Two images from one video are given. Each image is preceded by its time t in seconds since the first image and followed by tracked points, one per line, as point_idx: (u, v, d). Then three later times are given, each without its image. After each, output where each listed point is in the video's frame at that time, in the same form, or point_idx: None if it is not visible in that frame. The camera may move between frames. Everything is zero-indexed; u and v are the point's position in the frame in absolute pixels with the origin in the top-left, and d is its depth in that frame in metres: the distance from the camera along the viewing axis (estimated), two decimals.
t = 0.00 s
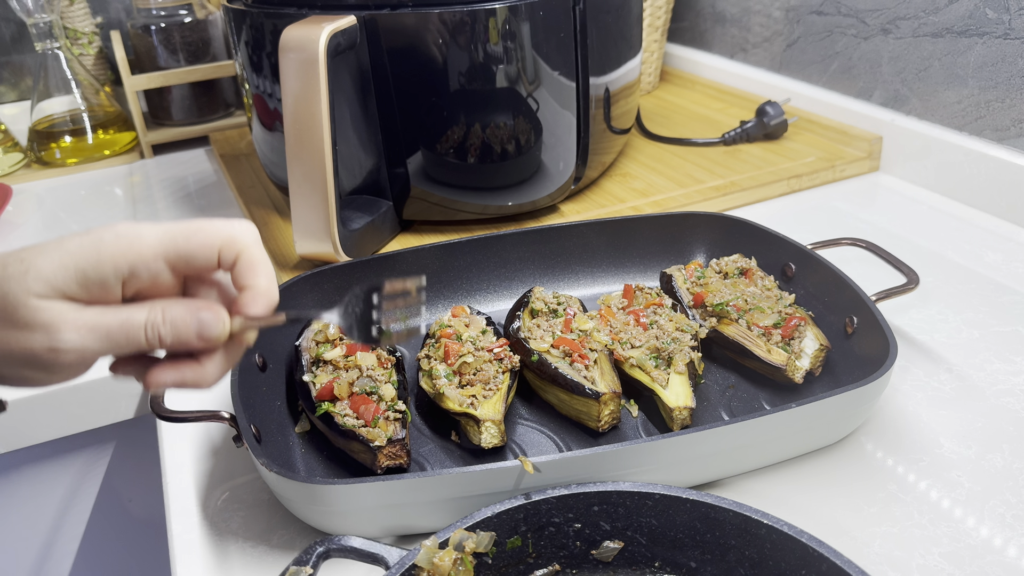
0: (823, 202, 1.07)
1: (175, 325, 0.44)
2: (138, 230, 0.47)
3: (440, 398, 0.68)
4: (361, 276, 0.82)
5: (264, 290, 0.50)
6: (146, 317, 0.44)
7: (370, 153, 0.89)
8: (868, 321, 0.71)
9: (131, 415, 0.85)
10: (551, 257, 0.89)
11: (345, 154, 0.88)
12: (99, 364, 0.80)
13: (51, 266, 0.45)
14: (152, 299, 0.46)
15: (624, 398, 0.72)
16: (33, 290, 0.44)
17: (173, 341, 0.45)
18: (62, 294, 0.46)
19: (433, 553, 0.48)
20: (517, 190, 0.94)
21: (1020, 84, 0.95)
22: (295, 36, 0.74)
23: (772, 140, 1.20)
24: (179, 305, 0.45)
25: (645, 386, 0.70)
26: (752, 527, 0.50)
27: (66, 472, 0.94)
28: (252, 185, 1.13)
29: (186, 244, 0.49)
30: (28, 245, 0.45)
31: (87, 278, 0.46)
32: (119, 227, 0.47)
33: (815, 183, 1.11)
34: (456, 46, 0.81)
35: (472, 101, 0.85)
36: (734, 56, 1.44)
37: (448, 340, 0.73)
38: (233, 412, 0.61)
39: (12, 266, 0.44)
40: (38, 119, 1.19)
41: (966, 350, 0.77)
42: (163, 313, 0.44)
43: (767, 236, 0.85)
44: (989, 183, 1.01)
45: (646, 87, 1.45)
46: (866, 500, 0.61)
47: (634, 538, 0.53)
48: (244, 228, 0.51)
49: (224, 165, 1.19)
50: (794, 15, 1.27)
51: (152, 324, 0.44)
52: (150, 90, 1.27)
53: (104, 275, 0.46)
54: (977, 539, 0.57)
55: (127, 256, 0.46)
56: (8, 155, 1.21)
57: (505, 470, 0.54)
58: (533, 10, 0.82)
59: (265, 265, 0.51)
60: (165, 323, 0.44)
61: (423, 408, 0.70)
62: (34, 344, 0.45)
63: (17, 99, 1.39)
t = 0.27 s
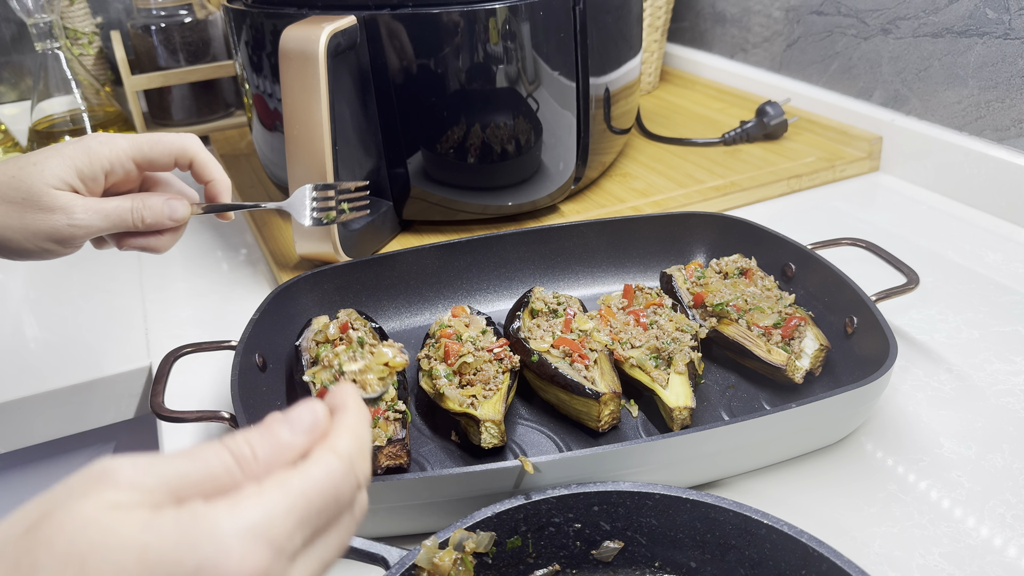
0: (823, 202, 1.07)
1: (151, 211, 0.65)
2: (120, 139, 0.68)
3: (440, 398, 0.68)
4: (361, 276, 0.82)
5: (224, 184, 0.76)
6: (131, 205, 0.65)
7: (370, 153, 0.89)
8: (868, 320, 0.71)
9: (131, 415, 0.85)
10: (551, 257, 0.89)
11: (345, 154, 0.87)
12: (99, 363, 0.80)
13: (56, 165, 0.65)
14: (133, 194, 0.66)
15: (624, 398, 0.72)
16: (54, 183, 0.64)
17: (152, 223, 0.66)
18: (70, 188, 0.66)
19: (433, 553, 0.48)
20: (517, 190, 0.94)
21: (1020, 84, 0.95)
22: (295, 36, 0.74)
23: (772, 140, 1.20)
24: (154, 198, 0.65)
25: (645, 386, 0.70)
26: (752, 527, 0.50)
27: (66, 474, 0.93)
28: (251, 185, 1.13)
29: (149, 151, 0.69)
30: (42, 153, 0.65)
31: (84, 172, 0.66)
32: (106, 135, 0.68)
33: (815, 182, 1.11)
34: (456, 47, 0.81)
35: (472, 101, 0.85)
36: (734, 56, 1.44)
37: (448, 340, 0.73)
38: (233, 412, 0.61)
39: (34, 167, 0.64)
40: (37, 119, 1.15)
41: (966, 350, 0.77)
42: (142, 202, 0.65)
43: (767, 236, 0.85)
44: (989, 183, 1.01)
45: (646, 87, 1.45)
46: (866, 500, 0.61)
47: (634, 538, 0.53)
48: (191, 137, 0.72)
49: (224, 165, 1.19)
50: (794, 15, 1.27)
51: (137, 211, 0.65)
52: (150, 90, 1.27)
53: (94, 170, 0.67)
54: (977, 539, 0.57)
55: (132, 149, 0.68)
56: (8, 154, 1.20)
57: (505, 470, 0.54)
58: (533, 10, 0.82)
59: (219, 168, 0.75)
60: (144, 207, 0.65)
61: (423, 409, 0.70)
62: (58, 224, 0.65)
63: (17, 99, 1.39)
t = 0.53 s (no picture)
0: (823, 202, 1.07)
1: (112, 242, 0.59)
2: (79, 162, 0.61)
3: (440, 398, 0.68)
4: (362, 275, 0.82)
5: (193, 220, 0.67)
6: (91, 237, 0.59)
7: (370, 153, 0.89)
8: (868, 320, 0.71)
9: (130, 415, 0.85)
10: (551, 257, 0.89)
11: (345, 154, 0.88)
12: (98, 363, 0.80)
13: (9, 187, 0.59)
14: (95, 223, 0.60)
15: (624, 398, 0.72)
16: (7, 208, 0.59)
17: (111, 255, 0.59)
18: (24, 213, 0.60)
19: (433, 553, 0.48)
20: (517, 190, 0.94)
21: (1020, 84, 0.95)
22: (295, 36, 0.74)
23: (772, 140, 1.20)
24: (117, 227, 0.59)
25: (645, 386, 0.70)
26: (752, 527, 0.50)
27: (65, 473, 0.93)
28: (252, 185, 1.13)
29: (111, 181, 0.61)
30: None
31: (39, 197, 0.60)
32: (66, 157, 0.60)
33: (815, 183, 1.11)
34: (456, 47, 0.81)
35: (472, 102, 0.85)
36: (734, 56, 1.44)
37: (448, 340, 0.73)
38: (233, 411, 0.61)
39: None
40: (38, 119, 1.15)
41: (966, 350, 0.77)
42: (103, 232, 0.58)
43: (767, 236, 0.85)
44: (989, 184, 1.01)
45: (646, 87, 1.45)
46: (866, 500, 0.61)
47: (634, 538, 0.53)
48: (158, 168, 0.63)
49: (224, 165, 1.19)
50: (794, 15, 1.27)
51: (96, 241, 0.59)
52: (150, 90, 1.27)
53: (50, 195, 0.60)
54: (977, 539, 0.57)
55: (91, 178, 0.61)
56: (8, 154, 1.20)
57: (505, 470, 0.54)
58: (533, 10, 0.82)
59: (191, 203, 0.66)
60: (103, 239, 0.59)
61: (423, 409, 0.70)
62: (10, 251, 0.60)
63: (17, 99, 1.39)
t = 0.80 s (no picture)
0: (823, 202, 1.07)
1: (97, 287, 0.60)
2: (66, 205, 0.58)
3: (440, 398, 0.68)
4: (362, 275, 0.82)
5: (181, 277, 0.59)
6: (75, 282, 0.60)
7: (370, 153, 0.89)
8: (868, 320, 0.71)
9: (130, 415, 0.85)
10: (551, 257, 0.89)
11: (344, 154, 0.88)
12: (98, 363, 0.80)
13: None
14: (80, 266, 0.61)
15: (624, 398, 0.72)
16: None
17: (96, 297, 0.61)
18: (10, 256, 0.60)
19: (433, 553, 0.48)
20: (517, 190, 0.94)
21: (1020, 84, 0.95)
22: (295, 36, 0.74)
23: (772, 140, 1.20)
24: (104, 270, 0.60)
25: (645, 385, 0.70)
26: (752, 527, 0.49)
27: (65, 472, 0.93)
28: (251, 185, 1.13)
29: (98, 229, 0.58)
30: None
31: (25, 241, 0.59)
32: (54, 199, 0.58)
33: (815, 183, 1.11)
34: (456, 46, 0.81)
35: (472, 101, 0.85)
36: (734, 56, 1.44)
37: (448, 340, 0.73)
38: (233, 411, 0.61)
39: None
40: (38, 119, 1.18)
41: (966, 350, 0.77)
42: (88, 278, 0.60)
43: (767, 236, 0.85)
44: (989, 184, 1.01)
45: (646, 87, 1.45)
46: (866, 500, 0.61)
47: (634, 538, 0.53)
48: (148, 220, 0.57)
49: (224, 165, 1.19)
50: (794, 15, 1.27)
51: (82, 287, 0.60)
52: (150, 90, 1.27)
53: (36, 240, 0.59)
54: (977, 539, 0.57)
55: (73, 223, 0.58)
56: (8, 155, 1.20)
57: (505, 470, 0.53)
58: (533, 10, 0.82)
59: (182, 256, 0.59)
60: (89, 284, 0.60)
61: (423, 408, 0.70)
62: None
63: (17, 99, 1.39)
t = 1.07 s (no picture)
0: (823, 202, 1.07)
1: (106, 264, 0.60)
2: (77, 182, 0.56)
3: (440, 398, 0.68)
4: (361, 275, 0.82)
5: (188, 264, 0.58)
6: (84, 260, 0.60)
7: (370, 153, 0.89)
8: (868, 320, 0.71)
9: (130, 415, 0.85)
10: (551, 257, 0.89)
11: (344, 154, 0.88)
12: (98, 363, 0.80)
13: (4, 204, 0.56)
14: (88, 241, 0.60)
15: (624, 398, 0.72)
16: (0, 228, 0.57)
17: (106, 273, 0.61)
18: (19, 231, 0.58)
19: (433, 554, 0.48)
20: (517, 190, 0.94)
21: (1020, 84, 0.95)
22: (295, 36, 0.74)
23: (772, 140, 1.20)
24: (112, 249, 0.60)
25: (645, 386, 0.70)
26: (751, 527, 0.49)
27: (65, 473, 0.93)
28: (251, 185, 1.13)
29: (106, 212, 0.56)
30: None
31: (35, 216, 0.57)
32: (66, 174, 0.56)
33: (815, 183, 1.11)
34: (456, 47, 0.82)
35: (472, 101, 0.85)
36: (734, 56, 1.44)
37: (448, 340, 0.73)
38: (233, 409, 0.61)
39: None
40: (37, 119, 1.16)
41: (966, 350, 0.77)
42: (97, 255, 0.60)
43: (767, 236, 0.85)
44: (989, 184, 1.01)
45: (646, 87, 1.45)
46: (866, 500, 0.61)
47: (634, 538, 0.53)
48: (160, 208, 0.56)
49: (224, 165, 1.19)
50: (794, 15, 1.27)
51: (91, 264, 0.60)
52: (150, 90, 1.27)
53: (46, 216, 0.57)
54: (977, 539, 0.57)
55: (84, 202, 0.56)
56: (8, 154, 1.20)
57: (505, 470, 0.54)
58: (533, 10, 0.82)
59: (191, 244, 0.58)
60: (97, 262, 0.60)
61: (423, 408, 0.70)
62: None
63: (17, 100, 1.39)
